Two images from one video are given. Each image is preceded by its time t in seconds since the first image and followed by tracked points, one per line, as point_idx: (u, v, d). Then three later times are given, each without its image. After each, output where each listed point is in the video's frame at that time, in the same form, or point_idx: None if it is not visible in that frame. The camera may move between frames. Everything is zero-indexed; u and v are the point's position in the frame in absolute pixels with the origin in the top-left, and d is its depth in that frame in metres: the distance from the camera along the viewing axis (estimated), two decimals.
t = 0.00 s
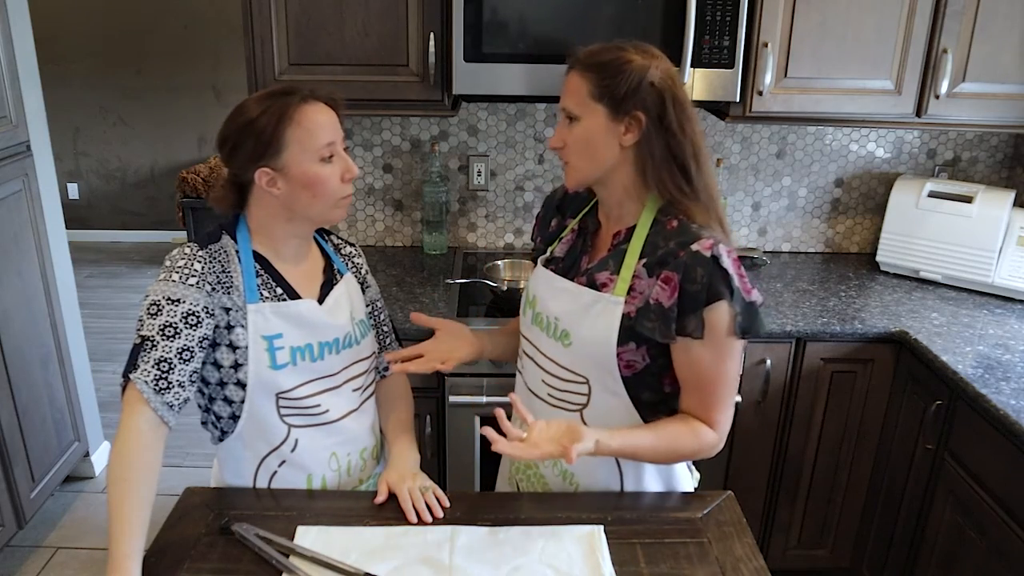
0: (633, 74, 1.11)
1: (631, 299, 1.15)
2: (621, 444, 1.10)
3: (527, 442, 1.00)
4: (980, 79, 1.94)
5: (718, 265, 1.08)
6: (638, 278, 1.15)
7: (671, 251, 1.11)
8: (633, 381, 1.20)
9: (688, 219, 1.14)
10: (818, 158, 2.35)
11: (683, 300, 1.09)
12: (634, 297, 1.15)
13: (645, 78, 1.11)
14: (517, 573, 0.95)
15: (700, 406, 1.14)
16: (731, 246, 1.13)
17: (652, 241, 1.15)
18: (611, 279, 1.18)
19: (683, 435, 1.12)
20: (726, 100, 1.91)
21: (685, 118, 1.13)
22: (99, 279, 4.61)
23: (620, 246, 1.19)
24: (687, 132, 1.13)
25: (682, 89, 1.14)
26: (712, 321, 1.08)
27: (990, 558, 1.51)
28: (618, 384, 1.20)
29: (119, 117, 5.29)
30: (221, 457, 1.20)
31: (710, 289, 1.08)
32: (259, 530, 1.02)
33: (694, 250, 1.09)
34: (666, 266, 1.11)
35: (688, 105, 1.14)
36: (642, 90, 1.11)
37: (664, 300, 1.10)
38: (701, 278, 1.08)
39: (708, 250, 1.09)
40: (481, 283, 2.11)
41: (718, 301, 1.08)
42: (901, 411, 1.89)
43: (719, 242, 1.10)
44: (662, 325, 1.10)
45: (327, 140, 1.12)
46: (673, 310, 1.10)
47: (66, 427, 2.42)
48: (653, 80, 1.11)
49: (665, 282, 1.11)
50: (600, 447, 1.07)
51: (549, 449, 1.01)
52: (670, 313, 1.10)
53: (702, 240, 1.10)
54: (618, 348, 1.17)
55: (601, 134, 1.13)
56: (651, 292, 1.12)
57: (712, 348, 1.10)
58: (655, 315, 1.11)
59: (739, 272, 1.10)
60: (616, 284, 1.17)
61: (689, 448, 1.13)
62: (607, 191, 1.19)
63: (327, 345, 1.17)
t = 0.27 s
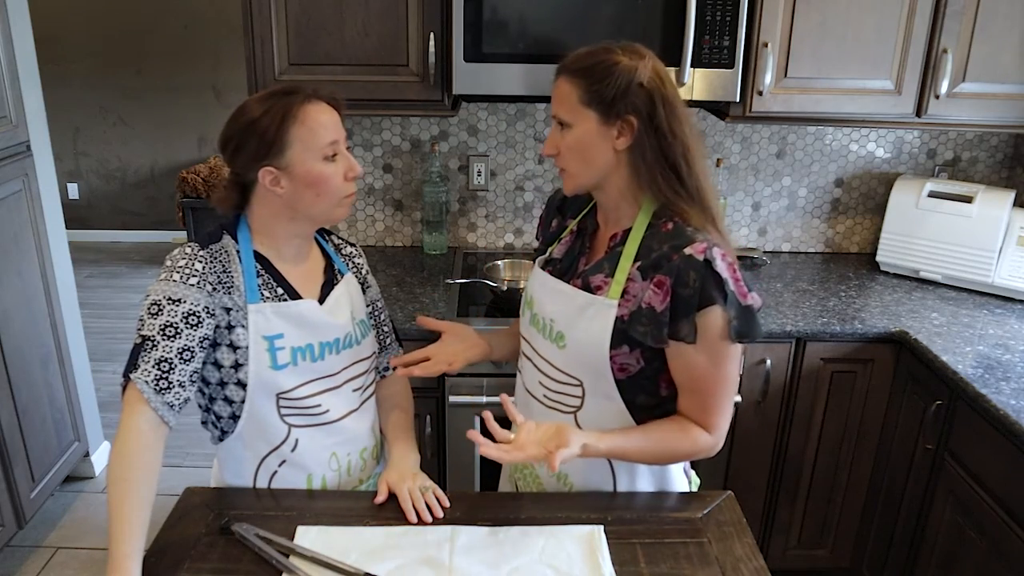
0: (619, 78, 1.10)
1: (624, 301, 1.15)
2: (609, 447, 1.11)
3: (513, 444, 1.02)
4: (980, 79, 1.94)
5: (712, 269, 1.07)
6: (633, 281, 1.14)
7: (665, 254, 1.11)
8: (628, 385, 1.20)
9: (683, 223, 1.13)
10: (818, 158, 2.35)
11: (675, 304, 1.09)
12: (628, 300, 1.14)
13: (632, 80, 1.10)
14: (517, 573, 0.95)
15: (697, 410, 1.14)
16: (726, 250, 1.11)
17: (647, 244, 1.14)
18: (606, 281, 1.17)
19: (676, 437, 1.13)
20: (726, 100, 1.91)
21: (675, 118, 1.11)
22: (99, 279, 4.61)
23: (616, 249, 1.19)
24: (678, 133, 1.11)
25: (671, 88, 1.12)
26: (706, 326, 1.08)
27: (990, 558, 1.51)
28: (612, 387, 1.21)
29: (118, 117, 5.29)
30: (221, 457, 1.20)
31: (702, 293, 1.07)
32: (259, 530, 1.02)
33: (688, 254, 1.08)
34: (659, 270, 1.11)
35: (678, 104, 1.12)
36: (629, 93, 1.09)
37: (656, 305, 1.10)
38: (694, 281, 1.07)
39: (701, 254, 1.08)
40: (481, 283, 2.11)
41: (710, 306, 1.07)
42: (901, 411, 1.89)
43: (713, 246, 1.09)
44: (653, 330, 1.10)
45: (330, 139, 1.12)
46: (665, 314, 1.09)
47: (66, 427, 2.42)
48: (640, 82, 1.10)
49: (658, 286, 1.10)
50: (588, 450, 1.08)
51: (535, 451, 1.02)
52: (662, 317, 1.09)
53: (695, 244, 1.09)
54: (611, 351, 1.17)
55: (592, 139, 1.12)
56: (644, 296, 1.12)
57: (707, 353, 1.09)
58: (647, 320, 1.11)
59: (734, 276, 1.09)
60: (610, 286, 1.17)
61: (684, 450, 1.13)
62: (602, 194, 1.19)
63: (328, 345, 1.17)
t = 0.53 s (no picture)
0: (619, 77, 1.10)
1: (618, 303, 1.15)
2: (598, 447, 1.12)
3: (501, 440, 1.03)
4: (980, 79, 1.94)
5: (705, 270, 1.07)
6: (627, 282, 1.14)
7: (659, 255, 1.11)
8: (623, 387, 1.20)
9: (678, 225, 1.12)
10: (818, 158, 2.35)
11: (668, 306, 1.08)
12: (623, 300, 1.14)
13: (632, 80, 1.10)
14: (517, 573, 0.95)
15: (691, 413, 1.13)
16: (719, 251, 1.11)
17: (642, 245, 1.14)
18: (601, 282, 1.18)
19: (667, 439, 1.13)
20: (726, 100, 1.91)
21: (675, 119, 1.11)
22: (99, 279, 4.61)
23: (612, 250, 1.19)
24: (677, 134, 1.12)
25: (670, 87, 1.12)
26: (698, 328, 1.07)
27: (990, 558, 1.51)
28: (606, 388, 1.20)
29: (118, 117, 5.29)
30: (221, 457, 1.20)
31: (696, 295, 1.07)
32: (259, 530, 1.02)
33: (682, 255, 1.08)
34: (653, 270, 1.11)
35: (677, 105, 1.12)
36: (630, 93, 1.09)
37: (649, 305, 1.10)
38: (687, 283, 1.07)
39: (695, 256, 1.07)
40: (481, 283, 2.11)
41: (703, 308, 1.07)
42: (901, 411, 1.89)
43: (707, 247, 1.09)
44: (645, 331, 1.10)
45: (338, 140, 1.12)
46: (657, 316, 1.09)
47: (66, 427, 2.42)
48: (641, 81, 1.10)
49: (651, 287, 1.10)
50: (575, 448, 1.10)
51: (522, 447, 1.03)
52: (654, 318, 1.09)
53: (689, 245, 1.09)
54: (604, 352, 1.17)
55: (591, 138, 1.12)
56: (637, 297, 1.12)
57: (701, 356, 1.09)
58: (639, 321, 1.11)
59: (728, 278, 1.09)
60: (604, 287, 1.17)
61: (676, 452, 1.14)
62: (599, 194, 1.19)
63: (328, 344, 1.17)
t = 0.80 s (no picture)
0: (618, 76, 1.09)
1: (613, 303, 1.15)
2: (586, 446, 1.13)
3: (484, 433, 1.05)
4: (980, 79, 1.94)
5: (699, 271, 1.06)
6: (622, 282, 1.14)
7: (654, 255, 1.10)
8: (617, 386, 1.20)
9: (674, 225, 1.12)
10: (818, 158, 2.35)
11: (661, 308, 1.08)
12: (617, 300, 1.14)
13: (631, 79, 1.09)
14: (517, 573, 0.95)
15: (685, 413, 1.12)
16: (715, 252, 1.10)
17: (639, 245, 1.13)
18: (596, 282, 1.17)
19: (660, 439, 1.14)
20: (726, 100, 1.91)
21: (674, 119, 1.11)
22: (99, 279, 4.61)
23: (609, 249, 1.18)
24: (676, 133, 1.11)
25: (670, 86, 1.12)
26: (690, 330, 1.07)
27: (990, 558, 1.51)
28: (601, 387, 1.20)
29: (118, 117, 5.29)
30: (221, 453, 1.20)
31: (688, 295, 1.06)
32: (259, 530, 1.02)
33: (676, 256, 1.07)
34: (647, 270, 1.11)
35: (677, 104, 1.12)
36: (629, 91, 1.09)
37: (642, 305, 1.10)
38: (680, 283, 1.06)
39: (689, 256, 1.07)
40: (481, 283, 2.11)
41: (696, 309, 1.06)
42: (901, 411, 1.89)
43: (702, 248, 1.08)
44: (639, 331, 1.11)
45: (340, 137, 1.12)
46: (649, 316, 1.10)
47: (66, 427, 2.42)
48: (640, 80, 1.10)
49: (644, 287, 1.11)
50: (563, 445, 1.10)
51: (504, 440, 1.05)
52: (648, 319, 1.10)
53: (683, 245, 1.08)
54: (599, 352, 1.17)
55: (590, 136, 1.12)
56: (630, 297, 1.12)
57: (693, 357, 1.08)
58: (633, 321, 1.12)
59: (723, 278, 1.07)
60: (600, 287, 1.16)
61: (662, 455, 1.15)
62: (598, 192, 1.19)
63: (329, 341, 1.16)
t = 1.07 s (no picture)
0: (604, 76, 1.10)
1: (607, 297, 1.14)
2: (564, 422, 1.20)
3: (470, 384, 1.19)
4: (980, 79, 1.93)
5: (688, 266, 1.05)
6: (616, 276, 1.13)
7: (645, 250, 1.10)
8: (614, 382, 1.19)
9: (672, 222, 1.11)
10: (818, 158, 2.35)
11: (650, 302, 1.07)
12: (611, 294, 1.14)
13: (616, 78, 1.09)
14: (518, 573, 0.95)
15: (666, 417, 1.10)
16: (711, 250, 1.09)
17: (635, 242, 1.13)
18: (592, 276, 1.17)
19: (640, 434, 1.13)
20: (726, 100, 1.91)
21: (659, 120, 1.09)
22: (99, 279, 4.60)
23: (606, 244, 1.18)
24: (660, 134, 1.09)
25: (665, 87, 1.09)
26: (675, 327, 1.05)
27: (990, 557, 1.51)
28: (597, 382, 1.20)
29: (118, 117, 5.29)
30: (222, 453, 1.20)
31: (675, 292, 1.05)
32: (259, 530, 1.02)
33: (667, 251, 1.07)
34: (638, 265, 1.11)
35: (666, 104, 1.09)
36: (612, 91, 1.09)
37: (630, 299, 1.11)
38: (667, 278, 1.06)
39: (679, 253, 1.06)
40: (481, 283, 2.11)
41: (684, 306, 1.04)
42: (901, 411, 1.89)
43: (694, 246, 1.07)
44: (627, 326, 1.12)
45: (322, 136, 1.10)
46: (637, 310, 1.10)
47: (66, 427, 2.42)
48: (625, 80, 1.09)
49: (634, 280, 1.11)
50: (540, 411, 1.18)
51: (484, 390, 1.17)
52: (635, 313, 1.10)
53: (676, 241, 1.08)
54: (592, 346, 1.17)
55: (578, 135, 1.14)
56: (620, 290, 1.12)
57: (672, 355, 1.06)
58: (619, 317, 1.13)
59: (716, 278, 1.06)
60: (595, 282, 1.16)
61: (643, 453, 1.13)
62: (592, 190, 1.20)
63: (328, 341, 1.16)
